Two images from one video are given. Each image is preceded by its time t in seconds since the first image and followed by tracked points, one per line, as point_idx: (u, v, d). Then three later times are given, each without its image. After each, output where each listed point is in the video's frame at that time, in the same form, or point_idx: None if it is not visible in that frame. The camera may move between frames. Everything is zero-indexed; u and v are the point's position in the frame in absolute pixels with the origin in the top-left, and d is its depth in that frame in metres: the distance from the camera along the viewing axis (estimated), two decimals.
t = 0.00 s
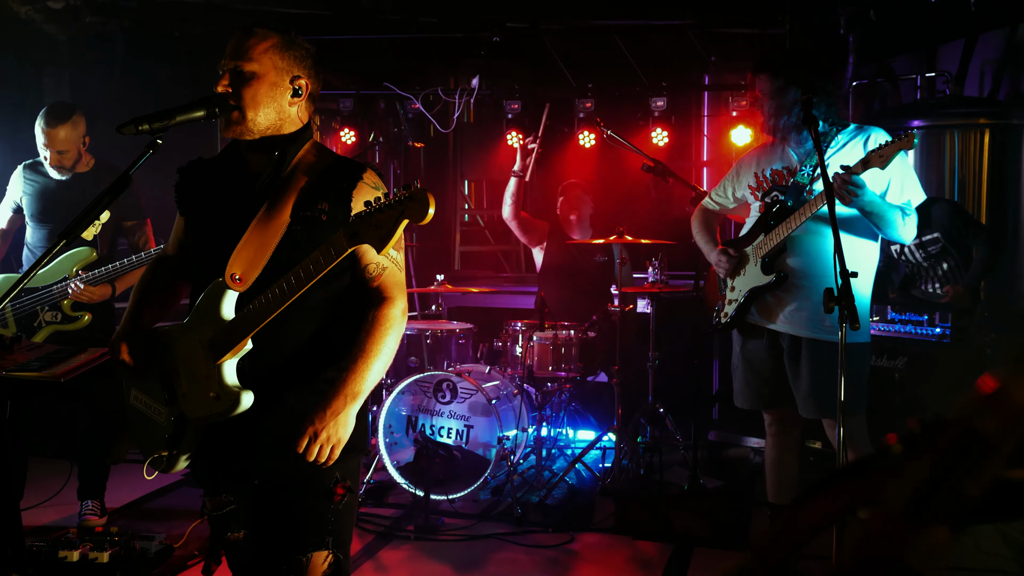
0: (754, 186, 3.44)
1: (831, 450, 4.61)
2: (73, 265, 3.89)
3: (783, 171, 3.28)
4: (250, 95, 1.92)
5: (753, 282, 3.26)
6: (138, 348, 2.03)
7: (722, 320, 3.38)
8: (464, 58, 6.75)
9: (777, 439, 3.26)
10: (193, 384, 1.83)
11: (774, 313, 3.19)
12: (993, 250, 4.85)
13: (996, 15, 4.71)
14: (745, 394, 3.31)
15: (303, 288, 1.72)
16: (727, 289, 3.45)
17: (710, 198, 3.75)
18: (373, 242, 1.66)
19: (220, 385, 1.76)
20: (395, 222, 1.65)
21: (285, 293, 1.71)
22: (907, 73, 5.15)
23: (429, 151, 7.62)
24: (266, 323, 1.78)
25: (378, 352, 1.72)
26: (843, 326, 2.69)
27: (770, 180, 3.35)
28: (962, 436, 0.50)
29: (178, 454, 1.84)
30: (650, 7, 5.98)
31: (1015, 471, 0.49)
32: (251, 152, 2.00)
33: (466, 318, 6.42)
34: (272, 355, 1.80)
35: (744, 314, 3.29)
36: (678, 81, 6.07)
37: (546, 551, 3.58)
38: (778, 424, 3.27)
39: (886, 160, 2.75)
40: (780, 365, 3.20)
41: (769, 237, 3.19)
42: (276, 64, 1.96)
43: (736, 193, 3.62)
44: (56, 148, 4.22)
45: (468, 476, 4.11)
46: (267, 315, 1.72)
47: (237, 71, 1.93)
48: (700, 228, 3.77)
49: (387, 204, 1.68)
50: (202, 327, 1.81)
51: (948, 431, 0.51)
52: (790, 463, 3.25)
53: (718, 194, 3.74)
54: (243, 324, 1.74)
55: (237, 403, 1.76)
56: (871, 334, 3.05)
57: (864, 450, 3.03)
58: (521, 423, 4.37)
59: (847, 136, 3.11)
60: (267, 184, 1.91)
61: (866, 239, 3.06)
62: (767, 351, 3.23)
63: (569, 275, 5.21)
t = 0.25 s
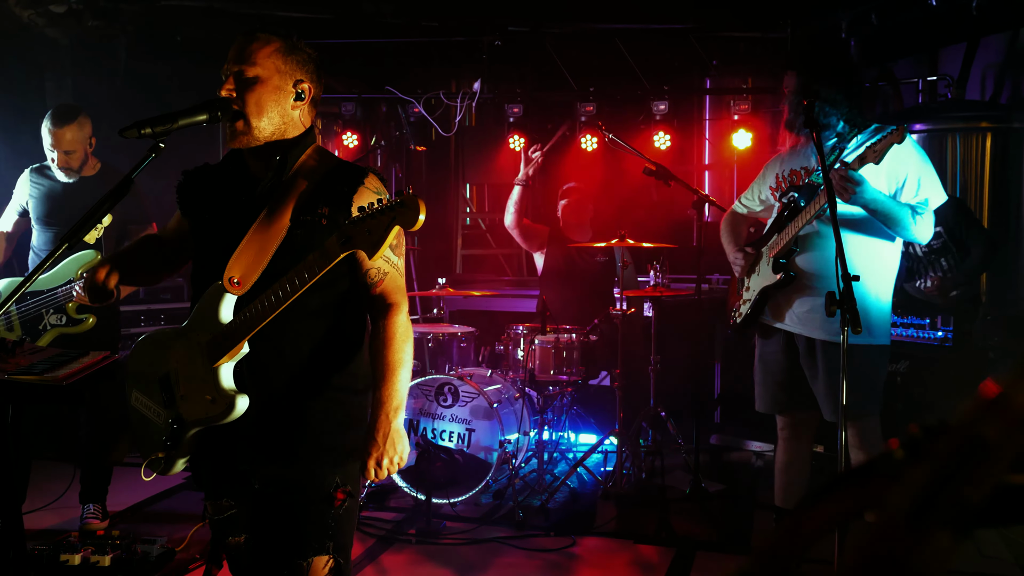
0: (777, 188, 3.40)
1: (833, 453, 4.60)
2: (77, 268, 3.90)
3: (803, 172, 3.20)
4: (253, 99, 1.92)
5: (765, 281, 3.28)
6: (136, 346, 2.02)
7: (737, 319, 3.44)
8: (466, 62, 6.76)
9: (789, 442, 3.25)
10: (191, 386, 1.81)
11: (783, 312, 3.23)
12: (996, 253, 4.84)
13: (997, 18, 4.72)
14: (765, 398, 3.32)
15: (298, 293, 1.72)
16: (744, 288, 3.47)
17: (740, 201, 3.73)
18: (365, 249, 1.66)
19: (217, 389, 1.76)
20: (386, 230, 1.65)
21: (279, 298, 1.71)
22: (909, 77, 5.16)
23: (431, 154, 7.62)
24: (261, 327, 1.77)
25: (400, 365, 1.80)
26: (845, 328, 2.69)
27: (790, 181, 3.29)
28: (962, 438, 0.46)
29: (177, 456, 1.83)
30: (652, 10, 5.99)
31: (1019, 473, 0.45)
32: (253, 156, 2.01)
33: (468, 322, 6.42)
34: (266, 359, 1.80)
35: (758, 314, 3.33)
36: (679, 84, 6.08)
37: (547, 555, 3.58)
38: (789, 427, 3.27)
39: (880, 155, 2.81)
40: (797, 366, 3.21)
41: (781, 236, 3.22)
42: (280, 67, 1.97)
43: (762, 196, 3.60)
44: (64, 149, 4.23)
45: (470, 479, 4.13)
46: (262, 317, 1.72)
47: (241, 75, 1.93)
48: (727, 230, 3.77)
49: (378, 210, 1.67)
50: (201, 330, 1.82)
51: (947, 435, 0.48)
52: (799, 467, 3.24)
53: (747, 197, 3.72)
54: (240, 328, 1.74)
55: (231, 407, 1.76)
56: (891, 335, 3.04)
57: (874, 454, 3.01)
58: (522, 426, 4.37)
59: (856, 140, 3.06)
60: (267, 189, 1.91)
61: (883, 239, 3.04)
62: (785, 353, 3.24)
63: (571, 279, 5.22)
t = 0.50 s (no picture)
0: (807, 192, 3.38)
1: (837, 455, 4.78)
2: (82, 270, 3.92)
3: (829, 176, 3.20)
4: (257, 101, 1.92)
5: (790, 284, 3.28)
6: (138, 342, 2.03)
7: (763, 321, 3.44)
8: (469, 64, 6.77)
9: (804, 443, 3.26)
10: (188, 385, 1.83)
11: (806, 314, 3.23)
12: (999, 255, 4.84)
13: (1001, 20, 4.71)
14: (790, 402, 3.31)
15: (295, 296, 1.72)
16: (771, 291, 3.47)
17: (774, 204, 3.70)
18: (361, 253, 1.67)
19: (214, 389, 1.77)
20: (382, 233, 1.65)
21: (275, 302, 1.71)
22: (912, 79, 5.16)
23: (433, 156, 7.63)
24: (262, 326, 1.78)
25: (400, 373, 1.86)
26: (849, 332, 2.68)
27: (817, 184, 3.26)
28: (966, 442, 0.46)
29: (174, 455, 1.86)
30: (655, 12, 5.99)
31: (1022, 477, 0.45)
32: (257, 157, 2.00)
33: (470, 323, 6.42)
34: (263, 360, 1.80)
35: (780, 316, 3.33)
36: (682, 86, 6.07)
37: (549, 557, 3.57)
38: (805, 429, 3.28)
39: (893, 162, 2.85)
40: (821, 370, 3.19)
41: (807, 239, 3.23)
42: (283, 68, 1.97)
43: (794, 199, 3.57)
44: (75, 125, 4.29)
45: (472, 479, 4.17)
46: (259, 319, 1.73)
47: (245, 76, 1.93)
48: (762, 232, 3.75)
49: (374, 214, 1.67)
50: (200, 329, 1.83)
51: (951, 438, 0.48)
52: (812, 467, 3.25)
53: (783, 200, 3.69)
54: (239, 329, 1.74)
55: (227, 408, 1.77)
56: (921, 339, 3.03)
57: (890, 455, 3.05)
58: (525, 428, 4.37)
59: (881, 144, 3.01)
60: (270, 190, 1.91)
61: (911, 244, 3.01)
62: (810, 360, 3.23)
63: (574, 281, 5.22)
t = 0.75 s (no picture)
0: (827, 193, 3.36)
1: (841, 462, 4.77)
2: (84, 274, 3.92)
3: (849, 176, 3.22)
4: (262, 105, 1.93)
5: (808, 291, 3.27)
6: (133, 338, 1.99)
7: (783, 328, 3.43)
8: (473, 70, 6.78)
9: (814, 448, 3.26)
10: (187, 387, 1.82)
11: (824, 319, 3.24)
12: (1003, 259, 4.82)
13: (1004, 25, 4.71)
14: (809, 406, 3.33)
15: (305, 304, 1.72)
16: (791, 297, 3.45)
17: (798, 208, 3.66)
18: (375, 268, 1.67)
19: (215, 393, 1.77)
20: (398, 251, 1.66)
21: (280, 309, 1.72)
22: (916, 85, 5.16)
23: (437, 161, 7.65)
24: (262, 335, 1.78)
25: (398, 373, 1.83)
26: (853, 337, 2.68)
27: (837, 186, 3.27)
28: (971, 449, 0.45)
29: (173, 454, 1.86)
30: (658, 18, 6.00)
31: None
32: (258, 160, 1.97)
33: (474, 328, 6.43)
34: (266, 365, 1.80)
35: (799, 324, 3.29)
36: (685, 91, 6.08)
37: (553, 563, 3.56)
38: (816, 433, 3.29)
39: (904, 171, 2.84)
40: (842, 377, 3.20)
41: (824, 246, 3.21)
42: (287, 73, 1.97)
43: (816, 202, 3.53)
44: (80, 118, 4.34)
45: (475, 486, 4.09)
46: (265, 326, 1.72)
47: (250, 81, 1.94)
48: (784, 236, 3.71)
49: (388, 231, 1.68)
50: (200, 331, 1.82)
51: (955, 445, 0.47)
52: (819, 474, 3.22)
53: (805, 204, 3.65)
54: (242, 335, 1.74)
55: (230, 412, 1.77)
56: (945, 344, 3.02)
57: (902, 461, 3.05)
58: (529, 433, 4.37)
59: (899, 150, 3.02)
60: (276, 193, 1.90)
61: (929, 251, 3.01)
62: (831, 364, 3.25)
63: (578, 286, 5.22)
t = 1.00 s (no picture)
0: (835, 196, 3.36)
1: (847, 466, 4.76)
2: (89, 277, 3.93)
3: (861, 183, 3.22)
4: (266, 108, 1.94)
5: (814, 294, 3.27)
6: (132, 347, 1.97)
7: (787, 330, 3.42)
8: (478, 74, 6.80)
9: (818, 452, 3.25)
10: (195, 393, 1.79)
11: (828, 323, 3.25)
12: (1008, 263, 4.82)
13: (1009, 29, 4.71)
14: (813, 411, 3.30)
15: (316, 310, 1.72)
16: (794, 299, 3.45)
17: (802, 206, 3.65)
18: (400, 268, 1.69)
19: (225, 398, 1.74)
20: (425, 254, 1.67)
21: (296, 313, 1.71)
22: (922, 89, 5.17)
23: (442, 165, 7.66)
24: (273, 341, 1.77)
25: (413, 375, 1.89)
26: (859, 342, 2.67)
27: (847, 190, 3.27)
28: (981, 456, 0.45)
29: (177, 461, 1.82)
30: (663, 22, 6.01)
31: None
32: (260, 162, 1.97)
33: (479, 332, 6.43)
34: (270, 369, 1.80)
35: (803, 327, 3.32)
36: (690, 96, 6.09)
37: (558, 568, 3.56)
38: (821, 437, 3.27)
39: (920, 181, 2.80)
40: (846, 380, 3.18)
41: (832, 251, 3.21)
42: (289, 76, 1.99)
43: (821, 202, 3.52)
44: (81, 119, 4.31)
45: (480, 491, 4.07)
46: (279, 332, 1.71)
47: (253, 85, 1.94)
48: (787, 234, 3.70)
49: (417, 234, 1.70)
50: (207, 336, 1.79)
51: (964, 451, 0.46)
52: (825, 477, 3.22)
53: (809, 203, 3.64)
54: (254, 339, 1.72)
55: (241, 417, 1.73)
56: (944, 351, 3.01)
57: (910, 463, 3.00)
58: (534, 437, 4.37)
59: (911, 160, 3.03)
60: (281, 196, 1.90)
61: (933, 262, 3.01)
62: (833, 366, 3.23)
63: (583, 290, 5.22)
